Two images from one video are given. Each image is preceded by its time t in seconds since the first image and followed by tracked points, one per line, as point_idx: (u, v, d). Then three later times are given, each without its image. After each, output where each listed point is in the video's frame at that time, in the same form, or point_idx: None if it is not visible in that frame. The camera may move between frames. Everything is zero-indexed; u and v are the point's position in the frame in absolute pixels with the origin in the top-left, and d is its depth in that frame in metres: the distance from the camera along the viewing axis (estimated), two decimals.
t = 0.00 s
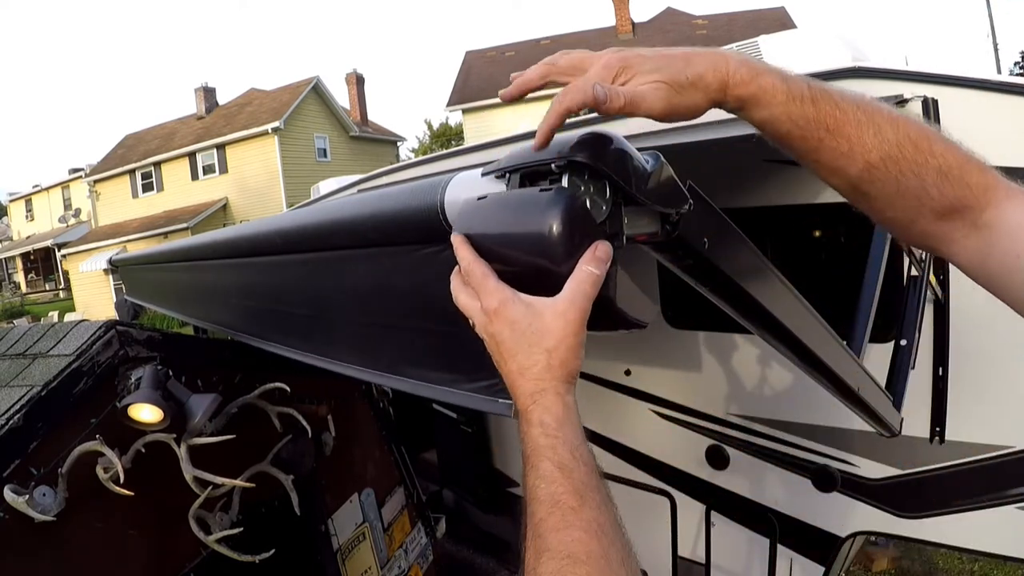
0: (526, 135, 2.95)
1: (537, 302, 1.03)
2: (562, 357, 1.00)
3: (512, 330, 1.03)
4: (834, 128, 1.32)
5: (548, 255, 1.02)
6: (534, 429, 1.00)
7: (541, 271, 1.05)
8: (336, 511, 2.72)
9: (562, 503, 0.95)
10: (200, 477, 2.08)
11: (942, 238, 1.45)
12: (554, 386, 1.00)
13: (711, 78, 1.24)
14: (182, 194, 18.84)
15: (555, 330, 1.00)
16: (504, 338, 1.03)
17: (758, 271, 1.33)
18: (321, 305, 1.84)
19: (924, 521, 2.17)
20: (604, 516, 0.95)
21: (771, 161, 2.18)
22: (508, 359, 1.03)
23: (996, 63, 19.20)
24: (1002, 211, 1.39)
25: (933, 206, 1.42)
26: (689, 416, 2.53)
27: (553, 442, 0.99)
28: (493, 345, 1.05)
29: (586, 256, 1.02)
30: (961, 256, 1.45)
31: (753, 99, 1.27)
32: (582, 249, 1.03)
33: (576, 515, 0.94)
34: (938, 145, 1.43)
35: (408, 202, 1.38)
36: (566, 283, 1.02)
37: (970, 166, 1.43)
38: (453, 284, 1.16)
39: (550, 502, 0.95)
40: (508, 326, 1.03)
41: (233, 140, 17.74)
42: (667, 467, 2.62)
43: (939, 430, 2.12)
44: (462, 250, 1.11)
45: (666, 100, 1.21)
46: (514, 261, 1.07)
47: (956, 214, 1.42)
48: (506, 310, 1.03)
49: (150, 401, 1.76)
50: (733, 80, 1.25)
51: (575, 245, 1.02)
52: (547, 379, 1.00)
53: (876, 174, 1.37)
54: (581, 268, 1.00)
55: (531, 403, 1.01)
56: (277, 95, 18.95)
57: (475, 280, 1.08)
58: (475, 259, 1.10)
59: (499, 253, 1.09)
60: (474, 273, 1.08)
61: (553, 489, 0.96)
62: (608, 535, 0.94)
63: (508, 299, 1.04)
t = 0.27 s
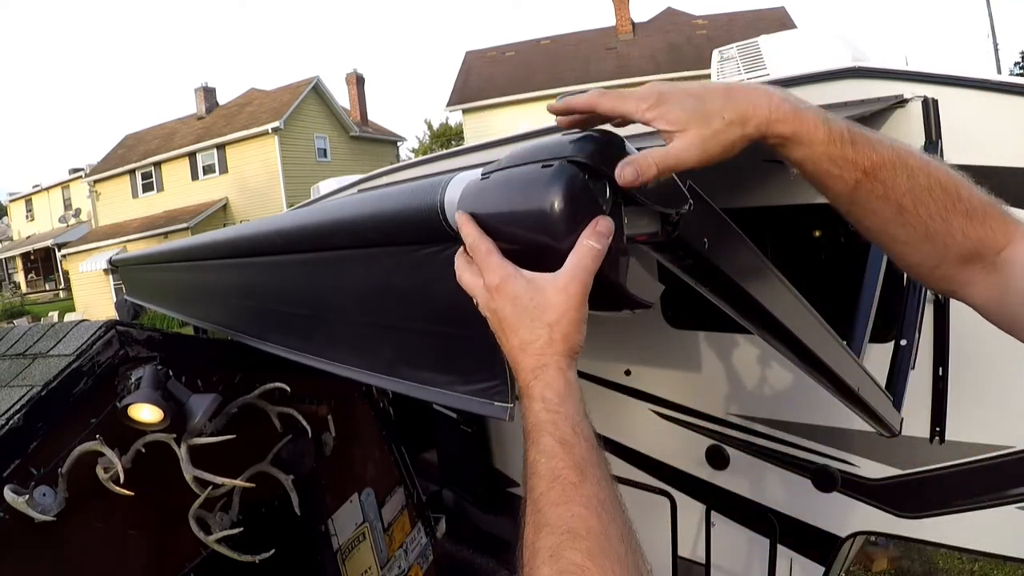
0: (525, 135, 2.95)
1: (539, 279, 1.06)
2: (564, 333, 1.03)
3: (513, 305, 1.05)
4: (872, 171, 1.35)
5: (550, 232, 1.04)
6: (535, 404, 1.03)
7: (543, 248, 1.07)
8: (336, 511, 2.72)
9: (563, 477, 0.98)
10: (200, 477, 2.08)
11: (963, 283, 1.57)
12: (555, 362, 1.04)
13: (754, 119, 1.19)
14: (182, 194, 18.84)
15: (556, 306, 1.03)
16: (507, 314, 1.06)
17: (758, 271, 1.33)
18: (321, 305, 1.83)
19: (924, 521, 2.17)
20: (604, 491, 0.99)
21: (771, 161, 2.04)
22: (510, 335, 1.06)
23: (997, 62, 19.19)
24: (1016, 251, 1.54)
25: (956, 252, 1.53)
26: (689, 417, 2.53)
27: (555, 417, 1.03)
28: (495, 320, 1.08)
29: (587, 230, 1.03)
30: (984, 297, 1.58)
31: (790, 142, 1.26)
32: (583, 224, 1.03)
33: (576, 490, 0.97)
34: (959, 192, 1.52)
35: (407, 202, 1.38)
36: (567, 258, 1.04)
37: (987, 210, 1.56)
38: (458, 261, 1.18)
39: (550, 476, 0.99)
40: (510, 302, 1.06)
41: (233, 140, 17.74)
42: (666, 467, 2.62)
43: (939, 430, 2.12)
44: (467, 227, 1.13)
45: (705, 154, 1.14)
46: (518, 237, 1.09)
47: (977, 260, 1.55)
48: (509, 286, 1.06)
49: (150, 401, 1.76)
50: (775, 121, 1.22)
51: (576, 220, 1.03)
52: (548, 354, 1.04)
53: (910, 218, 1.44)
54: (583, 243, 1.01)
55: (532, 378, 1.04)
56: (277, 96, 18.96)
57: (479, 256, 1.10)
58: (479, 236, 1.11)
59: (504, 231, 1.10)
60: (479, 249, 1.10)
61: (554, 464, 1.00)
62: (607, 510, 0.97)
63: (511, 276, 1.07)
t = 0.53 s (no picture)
0: (525, 135, 2.95)
1: (543, 274, 1.08)
2: (564, 328, 1.05)
3: (516, 299, 1.08)
4: (875, 231, 1.40)
5: (555, 227, 1.06)
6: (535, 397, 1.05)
7: (547, 243, 1.09)
8: (336, 512, 2.72)
9: (561, 469, 0.99)
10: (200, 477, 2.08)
11: (968, 325, 1.58)
12: (555, 356, 1.05)
13: (762, 188, 1.21)
14: (182, 194, 18.84)
15: (558, 300, 1.05)
16: (509, 308, 1.09)
17: (757, 272, 1.33)
18: (321, 305, 1.83)
19: (924, 521, 2.17)
20: (601, 484, 0.99)
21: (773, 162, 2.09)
22: (512, 328, 1.08)
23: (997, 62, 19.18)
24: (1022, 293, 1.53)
25: (960, 296, 1.54)
26: (690, 417, 2.53)
27: (554, 409, 1.04)
28: (498, 314, 1.10)
29: (592, 228, 1.05)
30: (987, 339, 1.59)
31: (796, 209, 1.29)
32: (589, 220, 1.06)
33: (573, 482, 0.98)
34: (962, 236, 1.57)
35: (407, 202, 1.38)
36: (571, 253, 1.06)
37: (992, 253, 1.57)
38: (465, 253, 1.21)
39: (548, 467, 1.00)
40: (513, 296, 1.08)
41: (233, 140, 17.74)
42: (666, 467, 2.62)
43: (939, 430, 2.12)
44: (474, 215, 1.14)
45: (709, 216, 1.11)
46: (524, 232, 1.11)
47: (981, 302, 1.56)
48: (512, 281, 1.09)
49: (150, 401, 1.76)
50: (784, 190, 1.24)
51: (581, 217, 1.05)
52: (548, 348, 1.06)
53: (913, 274, 1.49)
54: (586, 241, 1.03)
55: (533, 370, 1.06)
56: (277, 96, 18.96)
57: (484, 247, 1.12)
58: (485, 225, 1.13)
59: (511, 222, 1.12)
60: (485, 239, 1.11)
61: (552, 455, 1.00)
62: (603, 503, 0.98)
63: (515, 270, 1.09)
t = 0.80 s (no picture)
0: (525, 135, 2.95)
1: (554, 272, 1.10)
2: (575, 325, 1.06)
3: (528, 298, 1.09)
4: (871, 247, 1.39)
5: (565, 225, 1.08)
6: (544, 391, 1.05)
7: (557, 244, 1.11)
8: (336, 511, 2.72)
9: (569, 460, 0.99)
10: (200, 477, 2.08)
11: (965, 336, 1.57)
12: (565, 352, 1.06)
13: (758, 208, 1.18)
14: (182, 194, 18.84)
15: (569, 298, 1.06)
16: (521, 307, 1.10)
17: (757, 271, 1.33)
18: (320, 305, 1.83)
19: (924, 521, 2.17)
20: (608, 477, 0.99)
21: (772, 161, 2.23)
22: (523, 326, 1.10)
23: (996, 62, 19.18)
24: (1020, 304, 1.54)
25: (956, 309, 1.54)
26: (690, 417, 2.53)
27: (563, 404, 1.04)
28: (510, 313, 1.12)
29: (603, 229, 1.07)
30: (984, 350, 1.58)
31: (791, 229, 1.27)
32: (600, 222, 1.08)
33: (582, 473, 0.98)
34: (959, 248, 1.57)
35: (407, 202, 1.38)
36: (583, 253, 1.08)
37: (988, 266, 1.58)
38: (476, 256, 1.22)
39: (557, 459, 1.00)
40: (525, 294, 1.10)
41: (233, 140, 17.74)
42: (667, 467, 2.62)
43: (939, 430, 2.12)
44: (483, 216, 1.16)
45: (703, 231, 1.11)
46: (535, 232, 1.12)
47: (979, 314, 1.56)
48: (524, 280, 1.10)
49: (150, 401, 1.76)
50: (779, 209, 1.23)
51: (590, 216, 1.07)
52: (558, 344, 1.07)
53: (908, 289, 1.49)
54: (598, 241, 1.06)
55: (543, 366, 1.07)
56: (277, 96, 18.96)
57: (495, 247, 1.13)
58: (494, 225, 1.14)
59: (522, 223, 1.13)
60: (495, 240, 1.13)
61: (561, 447, 1.00)
62: (610, 495, 0.98)
63: (526, 270, 1.11)
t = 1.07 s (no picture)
0: (525, 135, 2.95)
1: (560, 267, 1.11)
2: (580, 318, 1.07)
3: (534, 291, 1.10)
4: (868, 253, 1.39)
5: (570, 221, 1.09)
6: (549, 381, 1.05)
7: (562, 239, 1.13)
8: (336, 511, 2.72)
9: (573, 449, 0.99)
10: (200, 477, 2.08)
11: (960, 342, 1.59)
12: (569, 344, 1.06)
13: (755, 212, 1.18)
14: (182, 194, 18.84)
15: (574, 292, 1.07)
16: (527, 300, 1.10)
17: (758, 272, 1.32)
18: (320, 305, 1.84)
19: (924, 521, 2.17)
20: (611, 467, 0.99)
21: (769, 161, 2.30)
22: (528, 318, 1.10)
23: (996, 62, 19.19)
24: (1015, 310, 1.56)
25: (952, 313, 1.55)
26: (690, 417, 2.53)
27: (567, 394, 1.04)
28: (516, 306, 1.12)
29: (610, 226, 1.08)
30: (978, 354, 1.60)
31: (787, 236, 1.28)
32: (605, 221, 1.09)
33: (585, 462, 0.98)
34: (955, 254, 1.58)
35: (408, 202, 1.39)
36: (588, 248, 1.10)
37: (983, 271, 1.59)
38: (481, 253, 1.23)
39: (561, 448, 0.99)
40: (531, 288, 1.10)
41: (233, 140, 17.74)
42: (667, 467, 2.62)
43: (939, 430, 2.12)
44: (486, 214, 1.17)
45: (701, 234, 1.11)
46: (536, 226, 1.14)
47: (974, 320, 1.57)
48: (530, 274, 1.10)
49: (150, 401, 1.76)
50: (777, 213, 1.23)
51: (596, 213, 1.09)
52: (564, 336, 1.07)
53: (905, 295, 1.49)
54: (606, 238, 1.07)
55: (548, 358, 1.07)
56: (277, 96, 18.96)
57: (500, 243, 1.14)
58: (499, 223, 1.16)
59: (523, 219, 1.15)
60: (500, 237, 1.14)
61: (565, 436, 1.00)
62: (613, 484, 0.98)
63: (532, 264, 1.11)
